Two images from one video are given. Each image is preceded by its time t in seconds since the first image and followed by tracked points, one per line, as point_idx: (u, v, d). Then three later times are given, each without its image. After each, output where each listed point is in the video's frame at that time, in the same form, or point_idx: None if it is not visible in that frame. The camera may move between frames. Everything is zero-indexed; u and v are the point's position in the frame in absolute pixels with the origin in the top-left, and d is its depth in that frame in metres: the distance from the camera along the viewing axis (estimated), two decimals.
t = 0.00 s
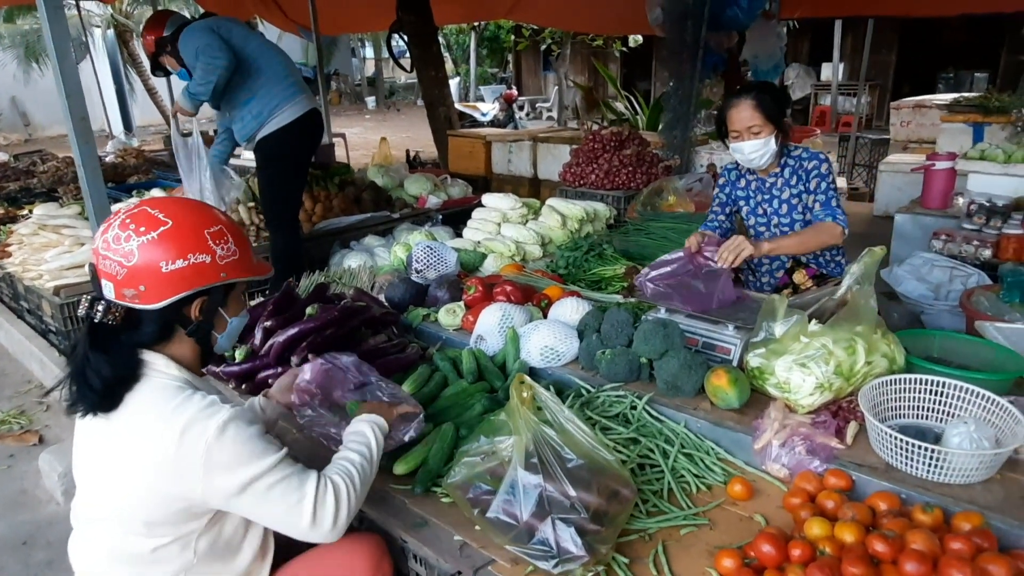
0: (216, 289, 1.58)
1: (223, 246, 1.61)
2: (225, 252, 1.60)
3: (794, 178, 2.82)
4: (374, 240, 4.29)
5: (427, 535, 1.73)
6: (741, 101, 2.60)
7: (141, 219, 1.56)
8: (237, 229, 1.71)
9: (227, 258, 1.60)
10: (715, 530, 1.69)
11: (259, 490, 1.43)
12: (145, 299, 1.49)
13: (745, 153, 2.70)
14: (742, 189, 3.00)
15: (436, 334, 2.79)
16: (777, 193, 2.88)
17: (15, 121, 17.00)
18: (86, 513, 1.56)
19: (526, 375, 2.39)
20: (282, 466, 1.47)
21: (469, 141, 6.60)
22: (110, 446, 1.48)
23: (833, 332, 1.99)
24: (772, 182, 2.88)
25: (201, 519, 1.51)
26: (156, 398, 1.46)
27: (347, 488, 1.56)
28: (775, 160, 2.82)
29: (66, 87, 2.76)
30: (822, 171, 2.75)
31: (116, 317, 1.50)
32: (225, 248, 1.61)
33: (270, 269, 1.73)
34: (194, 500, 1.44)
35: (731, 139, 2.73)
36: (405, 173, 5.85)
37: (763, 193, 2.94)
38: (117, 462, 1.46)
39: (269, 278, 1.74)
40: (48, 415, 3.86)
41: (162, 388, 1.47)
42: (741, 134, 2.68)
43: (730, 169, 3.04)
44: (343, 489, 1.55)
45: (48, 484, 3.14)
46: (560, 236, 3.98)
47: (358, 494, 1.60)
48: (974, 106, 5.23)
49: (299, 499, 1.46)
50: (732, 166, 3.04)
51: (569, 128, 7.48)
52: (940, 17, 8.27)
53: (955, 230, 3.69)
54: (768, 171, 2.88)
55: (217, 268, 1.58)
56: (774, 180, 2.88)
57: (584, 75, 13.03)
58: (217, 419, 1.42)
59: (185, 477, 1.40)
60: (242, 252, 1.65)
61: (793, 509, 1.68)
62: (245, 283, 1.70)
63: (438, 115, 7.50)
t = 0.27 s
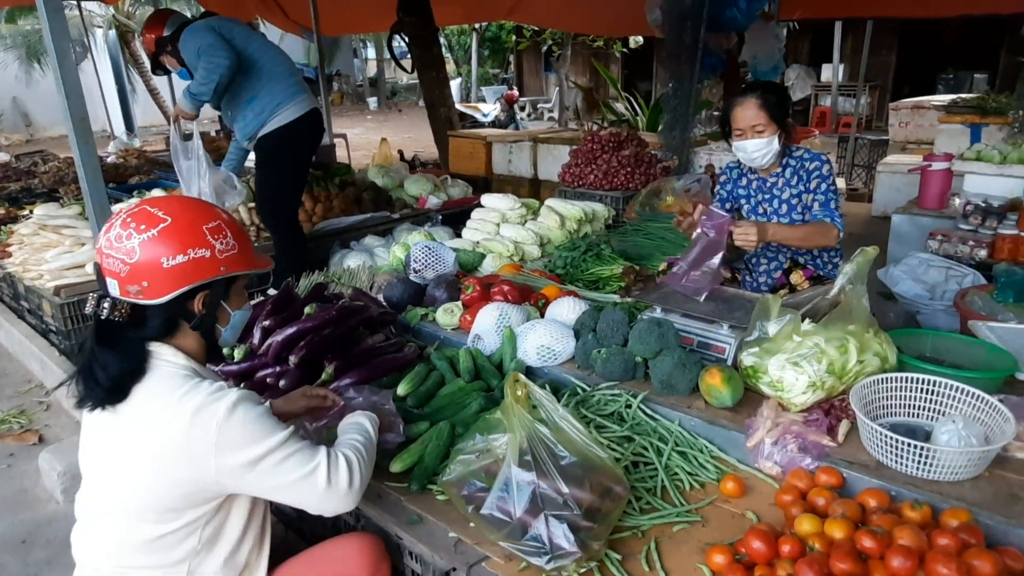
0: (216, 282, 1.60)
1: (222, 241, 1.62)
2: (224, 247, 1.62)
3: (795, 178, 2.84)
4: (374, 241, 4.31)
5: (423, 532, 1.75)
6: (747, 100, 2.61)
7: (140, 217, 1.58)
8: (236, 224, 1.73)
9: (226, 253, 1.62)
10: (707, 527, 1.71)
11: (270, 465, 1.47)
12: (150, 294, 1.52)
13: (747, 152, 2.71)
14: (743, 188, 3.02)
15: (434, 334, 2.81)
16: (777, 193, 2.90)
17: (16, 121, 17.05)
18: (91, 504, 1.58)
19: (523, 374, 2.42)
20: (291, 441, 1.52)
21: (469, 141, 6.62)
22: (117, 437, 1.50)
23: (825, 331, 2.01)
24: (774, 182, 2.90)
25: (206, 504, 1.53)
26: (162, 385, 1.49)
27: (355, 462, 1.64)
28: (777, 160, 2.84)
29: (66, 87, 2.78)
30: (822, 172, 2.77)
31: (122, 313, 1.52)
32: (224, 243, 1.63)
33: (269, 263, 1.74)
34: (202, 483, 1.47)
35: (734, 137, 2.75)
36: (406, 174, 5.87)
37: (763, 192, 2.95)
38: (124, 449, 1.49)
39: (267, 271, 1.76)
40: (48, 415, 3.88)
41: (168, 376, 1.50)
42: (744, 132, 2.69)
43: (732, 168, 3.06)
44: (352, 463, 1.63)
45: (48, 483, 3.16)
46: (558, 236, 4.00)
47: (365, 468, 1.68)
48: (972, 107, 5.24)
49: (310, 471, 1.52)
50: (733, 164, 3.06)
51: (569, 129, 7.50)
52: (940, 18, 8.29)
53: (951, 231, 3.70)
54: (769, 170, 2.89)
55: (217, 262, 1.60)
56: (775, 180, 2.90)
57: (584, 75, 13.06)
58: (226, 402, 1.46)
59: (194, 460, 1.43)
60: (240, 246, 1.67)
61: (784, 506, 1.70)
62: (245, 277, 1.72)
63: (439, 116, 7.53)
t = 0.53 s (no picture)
0: (224, 274, 1.63)
1: (230, 235, 1.65)
2: (233, 240, 1.65)
3: (801, 180, 2.87)
4: (374, 240, 4.35)
5: (418, 525, 1.78)
6: (759, 98, 2.62)
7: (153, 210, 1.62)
8: (245, 219, 1.75)
9: (234, 246, 1.65)
10: (697, 520, 1.75)
11: (270, 448, 1.51)
12: (160, 285, 1.55)
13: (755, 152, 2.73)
14: (746, 187, 3.04)
15: (432, 332, 2.85)
16: (781, 194, 2.92)
17: (20, 121, 17.11)
18: (99, 488, 1.62)
19: (519, 371, 2.45)
20: (292, 427, 1.56)
21: (470, 141, 6.65)
22: (127, 422, 1.54)
23: (816, 329, 2.03)
24: (778, 182, 2.92)
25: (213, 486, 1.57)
26: (168, 371, 1.53)
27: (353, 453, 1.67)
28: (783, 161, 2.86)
29: (68, 85, 2.82)
30: (828, 177, 2.80)
31: (133, 302, 1.56)
32: (233, 237, 1.65)
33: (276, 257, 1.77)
34: (208, 464, 1.51)
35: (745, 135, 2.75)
36: (407, 173, 5.91)
37: (767, 192, 2.98)
38: (133, 433, 1.53)
39: (274, 265, 1.79)
40: (50, 412, 3.92)
41: (175, 362, 1.54)
42: (754, 130, 2.71)
43: (736, 166, 3.07)
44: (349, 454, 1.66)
45: (49, 479, 3.20)
46: (557, 235, 4.03)
47: (361, 460, 1.71)
48: (969, 108, 5.26)
49: (310, 458, 1.56)
50: (738, 163, 3.07)
51: (570, 129, 7.53)
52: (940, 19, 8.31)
53: (947, 230, 3.73)
54: (776, 171, 2.91)
55: (225, 255, 1.63)
56: (780, 181, 2.92)
57: (586, 76, 13.09)
58: (230, 386, 1.50)
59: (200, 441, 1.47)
60: (248, 240, 1.70)
61: (774, 499, 1.73)
62: (252, 270, 1.75)
63: (440, 116, 7.56)
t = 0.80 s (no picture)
0: (238, 271, 1.67)
1: (245, 233, 1.69)
2: (247, 238, 1.69)
3: (807, 182, 2.90)
4: (377, 240, 4.39)
5: (415, 517, 1.82)
6: (773, 99, 2.65)
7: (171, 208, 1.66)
8: (260, 218, 1.79)
9: (248, 244, 1.69)
10: (688, 513, 1.78)
11: (269, 451, 1.56)
12: (177, 280, 1.61)
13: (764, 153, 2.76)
14: (751, 187, 3.06)
15: (432, 330, 2.89)
16: (786, 195, 2.95)
17: (27, 122, 17.22)
18: (112, 477, 1.68)
19: (516, 368, 2.49)
20: (293, 432, 1.60)
21: (473, 142, 6.70)
22: (142, 411, 1.61)
23: (808, 326, 2.07)
24: (784, 184, 2.95)
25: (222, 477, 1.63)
26: (183, 365, 1.59)
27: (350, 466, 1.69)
28: (791, 163, 2.89)
29: (76, 87, 2.87)
30: (839, 180, 2.84)
31: (151, 296, 1.63)
32: (247, 235, 1.70)
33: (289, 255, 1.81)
34: (215, 457, 1.56)
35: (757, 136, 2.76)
36: (410, 174, 5.95)
37: (772, 193, 3.00)
38: (146, 423, 1.59)
39: (288, 263, 1.83)
40: (56, 409, 3.98)
41: (190, 357, 1.60)
42: (764, 132, 2.74)
43: (742, 166, 3.09)
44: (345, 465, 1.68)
45: (56, 474, 3.25)
46: (557, 236, 4.07)
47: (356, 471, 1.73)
48: (969, 110, 5.29)
49: (305, 466, 1.59)
50: (744, 162, 3.09)
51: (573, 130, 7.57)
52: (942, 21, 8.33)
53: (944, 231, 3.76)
54: (783, 172, 2.94)
55: (239, 252, 1.67)
56: (786, 182, 2.95)
57: (590, 78, 13.13)
58: (240, 384, 1.56)
59: (209, 434, 1.53)
60: (262, 238, 1.74)
61: (764, 493, 1.77)
62: (265, 268, 1.78)
63: (443, 118, 7.61)
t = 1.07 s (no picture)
0: (249, 271, 1.71)
1: (257, 233, 1.73)
2: (259, 239, 1.73)
3: (812, 182, 2.91)
4: (381, 238, 4.43)
5: (415, 509, 1.85)
6: (781, 99, 2.66)
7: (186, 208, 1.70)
8: (272, 219, 1.83)
9: (260, 244, 1.73)
10: (684, 506, 1.81)
11: (284, 445, 1.60)
12: (189, 277, 1.64)
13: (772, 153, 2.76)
14: (756, 186, 3.08)
15: (434, 327, 2.93)
16: (791, 194, 2.97)
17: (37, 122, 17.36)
18: (124, 465, 1.71)
19: (517, 364, 2.52)
20: (306, 425, 1.65)
21: (479, 142, 6.73)
22: (154, 404, 1.64)
23: (805, 323, 2.09)
24: (789, 183, 2.97)
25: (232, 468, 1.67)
26: (196, 359, 1.62)
27: (362, 454, 1.75)
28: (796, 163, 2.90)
29: (85, 87, 2.92)
30: (841, 182, 2.84)
31: (163, 292, 1.67)
32: (259, 236, 1.73)
33: (300, 256, 1.85)
34: (229, 450, 1.60)
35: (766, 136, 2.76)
36: (415, 173, 5.99)
37: (776, 192, 3.02)
38: (160, 415, 1.63)
39: (298, 263, 1.86)
40: (65, 404, 4.04)
41: (203, 352, 1.64)
42: (772, 131, 2.75)
43: (749, 164, 3.11)
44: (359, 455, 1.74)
45: (64, 468, 3.31)
46: (560, 234, 4.10)
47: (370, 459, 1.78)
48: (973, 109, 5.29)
49: (318, 459, 1.64)
50: (749, 161, 3.11)
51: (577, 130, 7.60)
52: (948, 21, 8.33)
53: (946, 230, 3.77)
54: (788, 172, 2.96)
55: (251, 252, 1.71)
56: (791, 182, 2.97)
57: (596, 78, 13.16)
58: (255, 380, 1.59)
59: (223, 428, 1.57)
60: (274, 239, 1.77)
61: (758, 487, 1.79)
62: (274, 266, 1.82)
63: (449, 117, 7.65)
